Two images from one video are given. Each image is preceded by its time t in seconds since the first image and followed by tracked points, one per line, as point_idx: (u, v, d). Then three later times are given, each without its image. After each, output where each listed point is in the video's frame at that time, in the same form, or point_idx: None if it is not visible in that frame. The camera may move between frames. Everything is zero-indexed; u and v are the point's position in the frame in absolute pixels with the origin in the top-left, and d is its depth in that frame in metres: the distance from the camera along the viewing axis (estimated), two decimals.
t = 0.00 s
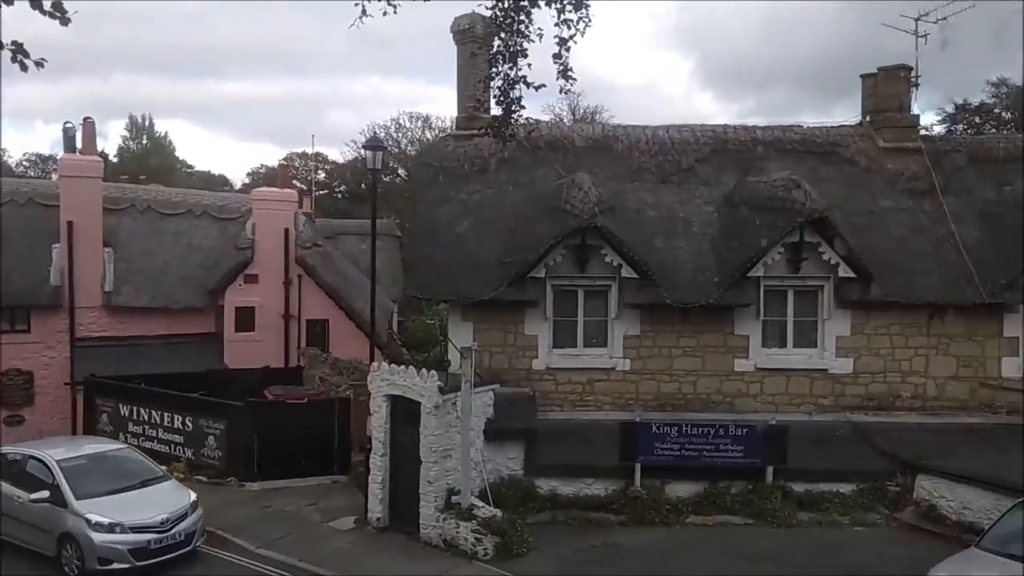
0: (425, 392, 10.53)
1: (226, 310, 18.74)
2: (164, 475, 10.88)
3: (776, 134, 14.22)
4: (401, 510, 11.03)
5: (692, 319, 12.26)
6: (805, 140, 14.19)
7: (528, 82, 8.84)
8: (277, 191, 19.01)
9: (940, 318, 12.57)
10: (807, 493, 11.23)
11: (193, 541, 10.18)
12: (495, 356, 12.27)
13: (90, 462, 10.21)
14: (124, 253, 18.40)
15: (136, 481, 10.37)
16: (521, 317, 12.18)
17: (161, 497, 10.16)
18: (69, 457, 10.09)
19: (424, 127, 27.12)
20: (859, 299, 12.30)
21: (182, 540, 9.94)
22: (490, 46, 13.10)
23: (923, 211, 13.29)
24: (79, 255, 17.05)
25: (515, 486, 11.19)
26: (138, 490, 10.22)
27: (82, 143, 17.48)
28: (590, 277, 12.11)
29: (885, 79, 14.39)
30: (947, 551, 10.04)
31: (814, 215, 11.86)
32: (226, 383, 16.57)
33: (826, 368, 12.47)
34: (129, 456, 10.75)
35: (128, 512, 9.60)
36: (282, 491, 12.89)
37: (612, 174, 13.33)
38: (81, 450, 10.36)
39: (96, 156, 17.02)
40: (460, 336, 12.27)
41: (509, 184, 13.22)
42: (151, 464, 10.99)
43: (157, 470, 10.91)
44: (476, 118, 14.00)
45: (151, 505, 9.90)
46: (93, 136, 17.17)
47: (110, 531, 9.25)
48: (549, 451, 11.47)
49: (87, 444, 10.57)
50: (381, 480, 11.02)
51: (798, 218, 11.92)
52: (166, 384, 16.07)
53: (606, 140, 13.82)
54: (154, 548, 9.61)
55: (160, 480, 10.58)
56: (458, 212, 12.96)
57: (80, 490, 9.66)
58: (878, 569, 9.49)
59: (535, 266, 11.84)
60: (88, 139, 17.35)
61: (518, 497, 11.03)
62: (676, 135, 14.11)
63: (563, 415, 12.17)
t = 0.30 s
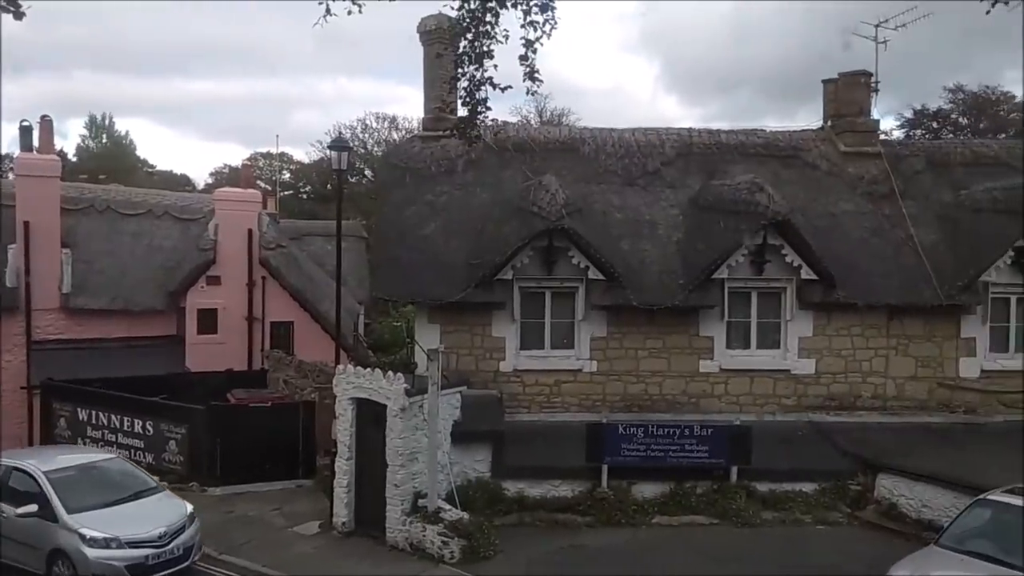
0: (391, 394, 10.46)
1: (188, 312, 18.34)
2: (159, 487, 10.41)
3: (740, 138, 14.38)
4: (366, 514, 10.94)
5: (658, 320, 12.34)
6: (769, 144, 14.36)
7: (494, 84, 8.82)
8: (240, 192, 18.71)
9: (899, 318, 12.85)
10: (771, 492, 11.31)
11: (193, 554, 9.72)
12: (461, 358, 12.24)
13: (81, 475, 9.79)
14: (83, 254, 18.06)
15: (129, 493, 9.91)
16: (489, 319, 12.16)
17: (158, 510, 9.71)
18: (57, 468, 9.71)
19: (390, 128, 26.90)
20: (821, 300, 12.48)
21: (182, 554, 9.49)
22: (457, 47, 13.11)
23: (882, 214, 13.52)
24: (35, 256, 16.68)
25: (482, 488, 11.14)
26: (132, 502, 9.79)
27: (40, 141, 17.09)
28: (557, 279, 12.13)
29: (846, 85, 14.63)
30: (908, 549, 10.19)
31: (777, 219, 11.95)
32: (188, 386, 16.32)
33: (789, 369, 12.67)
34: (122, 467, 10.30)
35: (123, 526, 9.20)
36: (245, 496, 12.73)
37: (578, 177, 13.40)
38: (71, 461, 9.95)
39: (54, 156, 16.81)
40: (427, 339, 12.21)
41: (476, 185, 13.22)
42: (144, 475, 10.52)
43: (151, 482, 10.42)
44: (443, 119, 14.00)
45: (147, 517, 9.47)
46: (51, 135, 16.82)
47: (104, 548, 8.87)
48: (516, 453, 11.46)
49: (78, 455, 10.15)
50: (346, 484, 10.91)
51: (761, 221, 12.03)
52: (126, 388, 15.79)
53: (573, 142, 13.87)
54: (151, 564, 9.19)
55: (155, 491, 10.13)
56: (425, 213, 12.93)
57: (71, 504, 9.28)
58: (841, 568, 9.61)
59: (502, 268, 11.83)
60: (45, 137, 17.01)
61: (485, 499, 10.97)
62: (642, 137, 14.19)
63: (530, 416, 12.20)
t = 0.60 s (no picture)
0: (360, 396, 10.34)
1: (153, 313, 18.08)
2: (157, 498, 9.85)
3: (710, 139, 14.46)
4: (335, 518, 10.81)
5: (629, 321, 12.36)
6: (738, 146, 14.46)
7: (465, 83, 8.77)
8: (207, 190, 18.47)
9: (866, 318, 13.01)
10: (740, 492, 11.33)
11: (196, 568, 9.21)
12: (432, 359, 12.17)
13: (74, 487, 9.20)
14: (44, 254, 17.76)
15: (127, 505, 9.35)
16: (460, 320, 12.11)
17: (159, 522, 9.17)
18: (48, 480, 9.10)
19: (360, 127, 26.56)
20: (789, 301, 12.59)
21: (186, 568, 8.98)
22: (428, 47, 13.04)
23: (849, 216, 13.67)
24: None
25: (452, 491, 11.04)
26: (131, 514, 9.24)
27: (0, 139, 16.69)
28: (528, 279, 12.11)
29: (814, 88, 14.77)
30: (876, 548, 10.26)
31: (746, 220, 12.04)
32: (152, 389, 16.05)
33: (757, 369, 12.78)
34: (115, 477, 9.72)
35: (123, 540, 8.65)
36: (211, 500, 12.53)
37: (549, 177, 13.39)
38: (63, 472, 9.35)
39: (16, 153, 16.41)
40: (397, 340, 12.12)
41: (447, 185, 13.17)
42: (141, 486, 9.93)
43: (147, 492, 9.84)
44: (414, 119, 13.97)
45: (148, 530, 8.93)
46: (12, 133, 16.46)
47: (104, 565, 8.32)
48: (487, 455, 11.40)
49: (68, 466, 9.54)
50: (315, 487, 10.78)
51: (730, 222, 12.09)
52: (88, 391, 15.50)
53: (545, 143, 13.86)
54: None
55: (153, 502, 9.58)
56: (395, 213, 12.87)
57: (66, 520, 8.68)
58: (809, 567, 9.66)
59: (473, 269, 11.79)
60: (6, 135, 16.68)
61: (456, 501, 10.88)
62: (613, 138, 14.20)
63: (501, 418, 12.17)
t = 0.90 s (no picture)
0: (328, 399, 10.09)
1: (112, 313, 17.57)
2: (153, 510, 9.38)
3: (682, 139, 14.42)
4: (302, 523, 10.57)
5: (601, 320, 12.30)
6: (709, 145, 14.44)
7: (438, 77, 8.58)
8: (170, 186, 17.85)
9: (836, 318, 13.03)
10: (712, 493, 11.27)
11: None
12: (402, 360, 11.99)
13: (66, 501, 8.71)
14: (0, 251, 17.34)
15: (122, 519, 8.90)
16: (430, 320, 11.96)
17: (159, 536, 8.75)
18: (37, 492, 8.59)
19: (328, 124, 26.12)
20: (761, 301, 12.58)
21: None
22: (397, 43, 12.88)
23: (819, 216, 13.72)
24: None
25: (423, 494, 10.85)
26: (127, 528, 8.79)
27: None
28: (500, 279, 12.02)
29: (785, 88, 14.78)
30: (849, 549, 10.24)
31: (718, 219, 12.00)
32: (111, 390, 15.66)
33: (729, 369, 12.76)
34: (108, 488, 9.25)
35: (125, 555, 8.21)
36: (174, 505, 12.24)
37: (521, 176, 13.26)
38: (52, 484, 8.85)
39: None
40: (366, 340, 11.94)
41: (417, 183, 13.01)
42: (133, 497, 9.46)
43: (142, 504, 9.39)
44: (384, 116, 13.85)
45: (149, 544, 8.51)
46: None
47: None
48: (458, 457, 11.23)
49: (58, 477, 9.04)
50: (281, 492, 10.53)
51: (702, 222, 12.06)
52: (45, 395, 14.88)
53: (516, 141, 13.73)
54: None
55: (149, 515, 9.15)
56: (364, 211, 12.70)
57: (62, 536, 8.20)
58: (782, 568, 9.62)
59: (444, 268, 11.64)
60: None
61: (427, 505, 10.68)
62: (585, 136, 14.12)
63: (473, 419, 12.05)
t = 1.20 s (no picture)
0: (300, 401, 9.64)
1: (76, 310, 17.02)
2: (152, 525, 8.79)
3: (663, 134, 14.18)
4: (273, 531, 10.13)
5: (583, 319, 12.06)
6: (690, 140, 14.21)
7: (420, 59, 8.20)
8: (134, 180, 16.84)
9: (819, 317, 12.84)
10: (696, 495, 11.02)
11: None
12: (378, 360, 11.64)
13: (62, 516, 8.12)
14: None
15: (122, 534, 8.35)
16: (407, 319, 11.63)
17: (163, 551, 8.22)
18: (29, 507, 7.98)
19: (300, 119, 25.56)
20: (744, 298, 12.36)
21: None
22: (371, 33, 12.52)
23: (801, 213, 13.54)
24: None
25: (400, 499, 10.47)
26: (129, 543, 8.24)
27: None
28: (479, 277, 11.74)
29: (766, 83, 14.60)
30: (837, 552, 10.02)
31: (702, 215, 11.80)
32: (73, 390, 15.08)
33: (711, 368, 12.53)
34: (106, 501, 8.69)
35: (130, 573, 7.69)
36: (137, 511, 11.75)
37: (500, 170, 12.96)
38: (47, 498, 8.25)
39: None
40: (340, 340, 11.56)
41: (393, 178, 12.66)
42: (132, 510, 8.91)
43: (141, 517, 8.83)
44: (359, 108, 13.51)
45: (154, 560, 7.99)
46: None
47: None
48: (436, 460, 10.86)
49: (52, 490, 8.45)
50: (250, 498, 10.07)
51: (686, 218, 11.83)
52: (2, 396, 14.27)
53: (495, 135, 13.44)
54: None
55: (150, 529, 8.61)
56: (338, 206, 12.31)
57: (60, 555, 7.63)
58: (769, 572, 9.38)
59: (422, 265, 11.31)
60: None
61: (403, 511, 10.31)
62: (565, 131, 13.84)
63: (450, 421, 11.77)
